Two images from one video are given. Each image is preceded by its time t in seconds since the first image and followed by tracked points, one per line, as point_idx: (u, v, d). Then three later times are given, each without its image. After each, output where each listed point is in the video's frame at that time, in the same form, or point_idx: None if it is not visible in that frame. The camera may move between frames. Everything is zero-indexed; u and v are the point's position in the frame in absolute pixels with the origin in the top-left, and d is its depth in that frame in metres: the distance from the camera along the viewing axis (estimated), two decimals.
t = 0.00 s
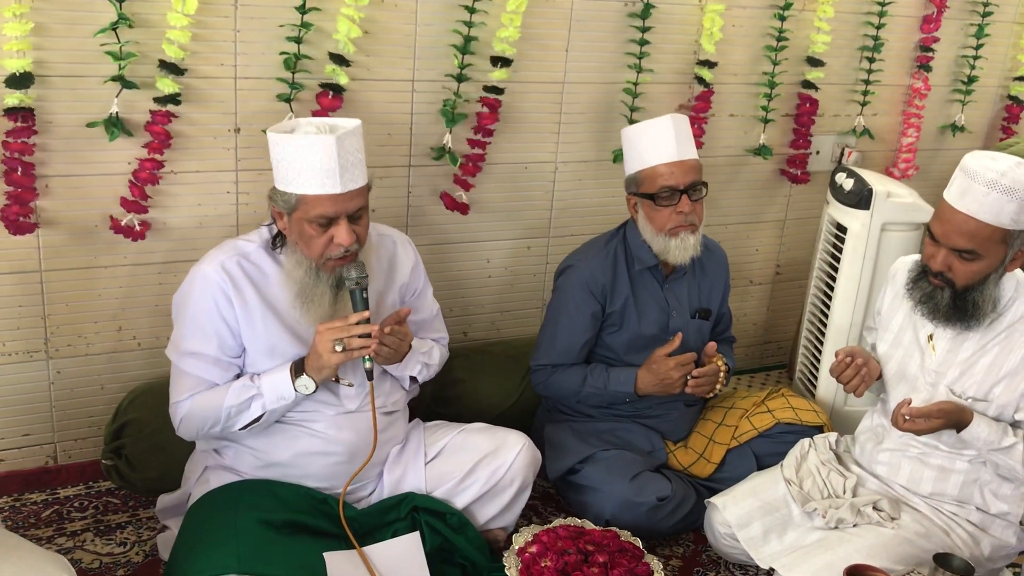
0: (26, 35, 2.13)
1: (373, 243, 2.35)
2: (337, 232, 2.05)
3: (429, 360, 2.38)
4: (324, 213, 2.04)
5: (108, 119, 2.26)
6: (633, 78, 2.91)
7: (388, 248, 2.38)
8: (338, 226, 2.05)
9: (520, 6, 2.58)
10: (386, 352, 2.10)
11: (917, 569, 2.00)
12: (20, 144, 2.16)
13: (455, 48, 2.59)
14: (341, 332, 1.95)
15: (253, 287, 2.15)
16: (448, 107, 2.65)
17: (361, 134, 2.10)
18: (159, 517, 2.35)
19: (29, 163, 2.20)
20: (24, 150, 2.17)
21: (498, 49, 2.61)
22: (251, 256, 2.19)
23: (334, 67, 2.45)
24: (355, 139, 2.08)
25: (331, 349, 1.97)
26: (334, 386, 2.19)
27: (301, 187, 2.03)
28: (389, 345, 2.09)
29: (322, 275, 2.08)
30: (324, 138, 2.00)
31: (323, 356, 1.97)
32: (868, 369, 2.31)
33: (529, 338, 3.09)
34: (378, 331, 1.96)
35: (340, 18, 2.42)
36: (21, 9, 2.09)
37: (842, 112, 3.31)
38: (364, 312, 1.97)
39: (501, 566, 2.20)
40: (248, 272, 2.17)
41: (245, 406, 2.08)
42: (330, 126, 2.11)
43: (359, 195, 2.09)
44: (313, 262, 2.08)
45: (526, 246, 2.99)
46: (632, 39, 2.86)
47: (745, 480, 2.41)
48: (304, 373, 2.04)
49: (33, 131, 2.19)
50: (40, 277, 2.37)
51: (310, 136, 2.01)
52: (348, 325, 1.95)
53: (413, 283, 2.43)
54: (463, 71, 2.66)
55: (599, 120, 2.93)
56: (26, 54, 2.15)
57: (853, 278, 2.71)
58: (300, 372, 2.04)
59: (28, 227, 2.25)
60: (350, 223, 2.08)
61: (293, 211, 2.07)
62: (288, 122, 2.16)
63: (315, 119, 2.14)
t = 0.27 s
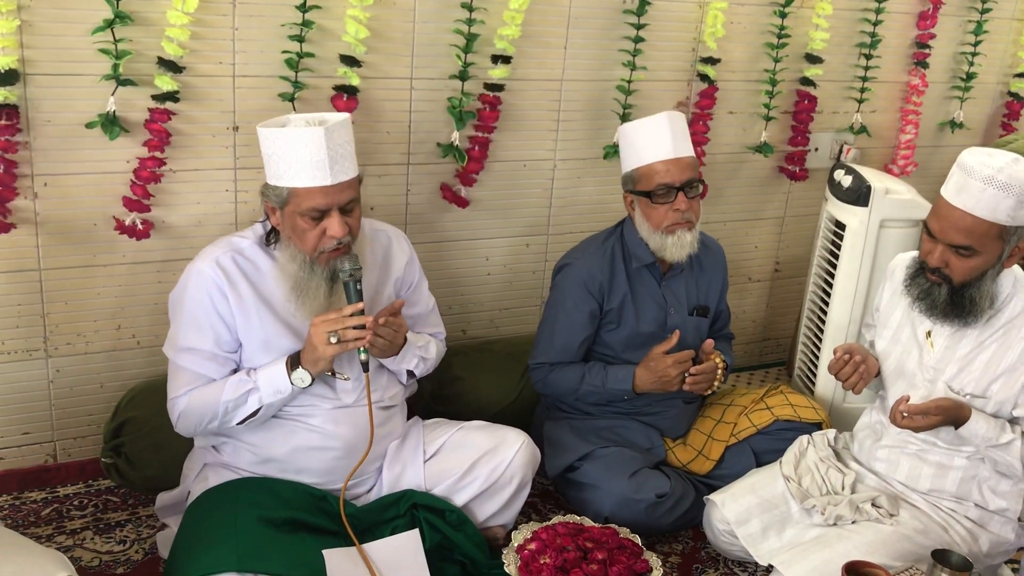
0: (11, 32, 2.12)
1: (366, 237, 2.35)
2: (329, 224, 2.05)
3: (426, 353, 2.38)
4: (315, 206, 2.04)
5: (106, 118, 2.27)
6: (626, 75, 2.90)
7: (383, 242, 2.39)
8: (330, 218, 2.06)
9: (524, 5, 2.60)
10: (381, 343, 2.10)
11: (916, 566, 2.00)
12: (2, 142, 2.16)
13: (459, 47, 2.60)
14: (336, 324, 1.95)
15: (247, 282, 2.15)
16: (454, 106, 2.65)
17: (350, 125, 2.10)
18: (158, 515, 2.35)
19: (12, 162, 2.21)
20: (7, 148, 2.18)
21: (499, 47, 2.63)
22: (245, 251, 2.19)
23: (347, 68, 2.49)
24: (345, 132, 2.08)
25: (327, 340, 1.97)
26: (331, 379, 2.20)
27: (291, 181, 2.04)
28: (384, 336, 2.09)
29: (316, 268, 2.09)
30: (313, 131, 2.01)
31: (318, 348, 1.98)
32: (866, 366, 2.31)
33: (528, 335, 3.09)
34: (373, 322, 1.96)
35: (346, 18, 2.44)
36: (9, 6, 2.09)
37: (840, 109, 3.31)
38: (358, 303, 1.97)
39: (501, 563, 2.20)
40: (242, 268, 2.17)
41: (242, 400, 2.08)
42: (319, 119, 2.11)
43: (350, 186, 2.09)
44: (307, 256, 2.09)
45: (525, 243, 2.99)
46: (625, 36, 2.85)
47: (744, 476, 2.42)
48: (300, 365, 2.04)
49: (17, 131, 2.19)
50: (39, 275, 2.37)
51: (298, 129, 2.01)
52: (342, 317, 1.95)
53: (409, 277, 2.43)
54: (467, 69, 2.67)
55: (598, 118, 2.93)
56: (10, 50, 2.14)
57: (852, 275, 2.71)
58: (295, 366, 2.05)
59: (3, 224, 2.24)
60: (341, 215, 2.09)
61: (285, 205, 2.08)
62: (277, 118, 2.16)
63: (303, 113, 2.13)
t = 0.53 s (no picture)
0: None
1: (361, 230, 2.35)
2: (325, 219, 2.06)
3: (424, 346, 2.38)
4: (309, 202, 2.05)
5: (121, 116, 2.27)
6: (623, 73, 2.90)
7: (378, 236, 2.38)
8: (326, 214, 2.06)
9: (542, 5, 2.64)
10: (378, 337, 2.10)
11: (917, 562, 2.01)
12: None
13: (467, 45, 2.60)
14: (333, 318, 1.95)
15: (244, 279, 2.16)
16: (458, 103, 2.67)
17: (341, 121, 2.10)
18: (161, 513, 2.35)
19: None
20: None
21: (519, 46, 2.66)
22: (242, 248, 2.20)
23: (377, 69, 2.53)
24: (336, 126, 2.08)
25: (326, 335, 1.98)
26: (329, 373, 2.21)
27: (285, 176, 2.04)
28: (382, 330, 2.08)
29: (312, 263, 2.09)
30: (305, 128, 2.01)
31: (317, 342, 1.99)
32: (868, 363, 2.31)
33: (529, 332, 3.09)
34: (370, 316, 1.96)
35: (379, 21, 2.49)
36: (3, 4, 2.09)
37: (840, 105, 3.31)
38: (356, 297, 1.97)
39: (503, 560, 2.20)
40: (239, 265, 2.18)
41: (241, 395, 2.08)
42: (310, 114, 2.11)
43: (344, 181, 2.09)
44: (303, 251, 2.09)
45: (526, 240, 2.99)
46: (623, 33, 2.85)
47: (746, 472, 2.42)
48: (299, 360, 2.05)
49: None
50: (40, 273, 2.37)
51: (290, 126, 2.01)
52: (340, 310, 1.95)
53: (404, 271, 2.43)
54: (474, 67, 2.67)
55: (599, 115, 2.93)
56: None
57: (853, 272, 2.71)
58: (293, 360, 2.06)
59: None
60: (336, 209, 2.09)
61: (280, 201, 2.07)
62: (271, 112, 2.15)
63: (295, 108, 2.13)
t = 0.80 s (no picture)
0: None
1: (361, 227, 2.35)
2: (323, 216, 2.06)
3: (426, 343, 2.37)
4: (306, 199, 2.05)
5: (134, 115, 2.30)
6: (630, 72, 2.90)
7: (378, 233, 2.39)
8: (323, 211, 2.06)
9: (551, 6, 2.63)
10: (377, 334, 2.10)
11: (922, 561, 2.01)
12: None
13: (482, 42, 2.61)
14: (332, 313, 1.95)
15: (244, 277, 2.16)
16: (471, 104, 2.67)
17: (337, 117, 2.11)
18: (165, 511, 2.35)
19: None
20: None
21: (529, 48, 2.66)
22: (241, 246, 2.20)
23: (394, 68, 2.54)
24: (331, 123, 2.08)
25: (324, 329, 1.98)
26: (330, 369, 2.21)
27: (281, 174, 2.04)
28: (380, 325, 2.08)
29: (311, 260, 2.09)
30: (301, 126, 2.01)
31: (315, 337, 1.99)
32: (872, 362, 2.31)
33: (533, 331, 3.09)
34: (369, 311, 1.96)
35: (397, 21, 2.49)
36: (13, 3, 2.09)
37: (844, 104, 3.31)
38: (354, 292, 1.97)
39: (507, 559, 2.20)
40: (239, 263, 2.18)
41: (242, 392, 2.08)
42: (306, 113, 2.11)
43: (341, 178, 2.09)
44: (301, 248, 2.09)
45: (529, 239, 2.99)
46: (629, 32, 2.85)
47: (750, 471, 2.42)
48: (299, 356, 2.05)
49: None
50: (45, 272, 2.37)
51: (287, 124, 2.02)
52: (339, 306, 1.95)
53: (405, 268, 2.43)
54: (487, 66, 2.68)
55: (603, 114, 2.93)
56: None
57: (857, 271, 2.71)
58: (293, 356, 2.06)
59: None
60: (334, 206, 2.09)
61: (277, 199, 2.08)
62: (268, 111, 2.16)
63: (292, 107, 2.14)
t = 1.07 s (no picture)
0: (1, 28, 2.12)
1: (363, 228, 2.35)
2: (323, 215, 2.06)
3: (428, 343, 2.37)
4: (306, 199, 2.05)
5: (144, 115, 2.30)
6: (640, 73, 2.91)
7: (381, 233, 2.38)
8: (323, 210, 2.06)
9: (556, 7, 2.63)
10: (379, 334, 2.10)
11: (926, 565, 2.00)
12: None
13: (488, 45, 2.61)
14: (334, 313, 1.95)
15: (246, 277, 2.16)
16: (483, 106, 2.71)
17: (338, 117, 2.11)
18: (169, 512, 2.36)
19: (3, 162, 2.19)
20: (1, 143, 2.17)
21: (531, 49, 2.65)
22: (243, 247, 2.20)
23: (396, 71, 2.53)
24: (331, 122, 2.08)
25: (325, 330, 1.97)
26: (333, 369, 2.20)
27: (281, 173, 2.05)
28: (383, 325, 2.08)
29: (313, 260, 2.09)
30: (302, 125, 2.02)
31: (317, 337, 1.98)
32: (876, 365, 2.31)
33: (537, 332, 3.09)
34: (371, 312, 1.96)
35: (395, 22, 2.47)
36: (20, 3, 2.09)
37: (848, 106, 3.30)
38: (356, 292, 1.97)
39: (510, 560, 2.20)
40: (240, 264, 2.18)
41: (245, 393, 2.08)
42: (307, 113, 2.12)
43: (341, 178, 2.09)
44: (303, 248, 2.09)
45: (533, 241, 2.99)
46: (639, 33, 2.85)
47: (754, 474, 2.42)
48: (300, 357, 2.05)
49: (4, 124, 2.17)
50: (49, 272, 2.37)
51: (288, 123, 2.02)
52: (340, 306, 1.95)
53: (408, 268, 2.43)
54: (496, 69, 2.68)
55: (607, 115, 2.92)
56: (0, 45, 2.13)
57: (862, 273, 2.71)
58: (296, 356, 2.05)
59: None
60: (335, 206, 2.09)
61: (278, 199, 2.08)
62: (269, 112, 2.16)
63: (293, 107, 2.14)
